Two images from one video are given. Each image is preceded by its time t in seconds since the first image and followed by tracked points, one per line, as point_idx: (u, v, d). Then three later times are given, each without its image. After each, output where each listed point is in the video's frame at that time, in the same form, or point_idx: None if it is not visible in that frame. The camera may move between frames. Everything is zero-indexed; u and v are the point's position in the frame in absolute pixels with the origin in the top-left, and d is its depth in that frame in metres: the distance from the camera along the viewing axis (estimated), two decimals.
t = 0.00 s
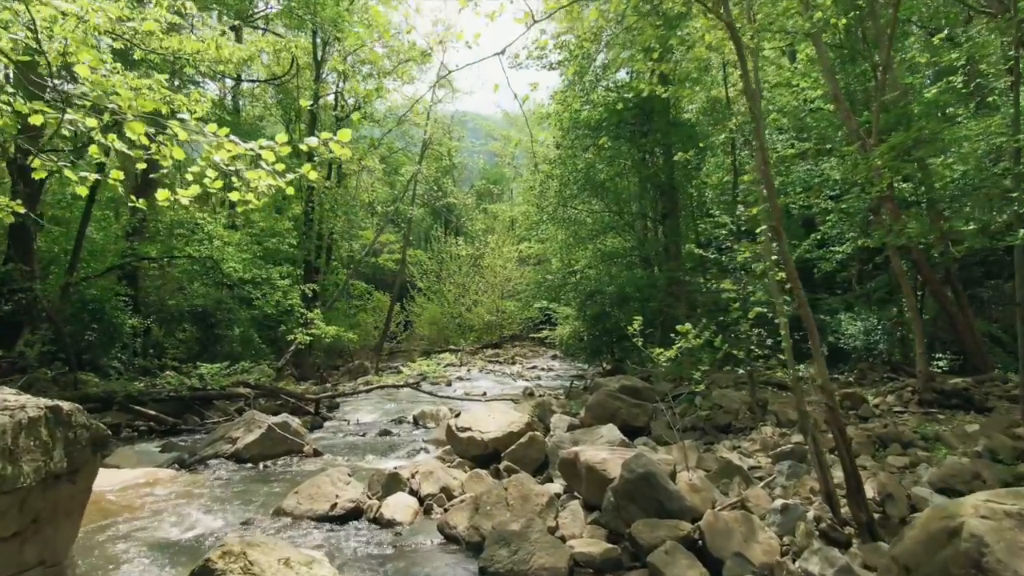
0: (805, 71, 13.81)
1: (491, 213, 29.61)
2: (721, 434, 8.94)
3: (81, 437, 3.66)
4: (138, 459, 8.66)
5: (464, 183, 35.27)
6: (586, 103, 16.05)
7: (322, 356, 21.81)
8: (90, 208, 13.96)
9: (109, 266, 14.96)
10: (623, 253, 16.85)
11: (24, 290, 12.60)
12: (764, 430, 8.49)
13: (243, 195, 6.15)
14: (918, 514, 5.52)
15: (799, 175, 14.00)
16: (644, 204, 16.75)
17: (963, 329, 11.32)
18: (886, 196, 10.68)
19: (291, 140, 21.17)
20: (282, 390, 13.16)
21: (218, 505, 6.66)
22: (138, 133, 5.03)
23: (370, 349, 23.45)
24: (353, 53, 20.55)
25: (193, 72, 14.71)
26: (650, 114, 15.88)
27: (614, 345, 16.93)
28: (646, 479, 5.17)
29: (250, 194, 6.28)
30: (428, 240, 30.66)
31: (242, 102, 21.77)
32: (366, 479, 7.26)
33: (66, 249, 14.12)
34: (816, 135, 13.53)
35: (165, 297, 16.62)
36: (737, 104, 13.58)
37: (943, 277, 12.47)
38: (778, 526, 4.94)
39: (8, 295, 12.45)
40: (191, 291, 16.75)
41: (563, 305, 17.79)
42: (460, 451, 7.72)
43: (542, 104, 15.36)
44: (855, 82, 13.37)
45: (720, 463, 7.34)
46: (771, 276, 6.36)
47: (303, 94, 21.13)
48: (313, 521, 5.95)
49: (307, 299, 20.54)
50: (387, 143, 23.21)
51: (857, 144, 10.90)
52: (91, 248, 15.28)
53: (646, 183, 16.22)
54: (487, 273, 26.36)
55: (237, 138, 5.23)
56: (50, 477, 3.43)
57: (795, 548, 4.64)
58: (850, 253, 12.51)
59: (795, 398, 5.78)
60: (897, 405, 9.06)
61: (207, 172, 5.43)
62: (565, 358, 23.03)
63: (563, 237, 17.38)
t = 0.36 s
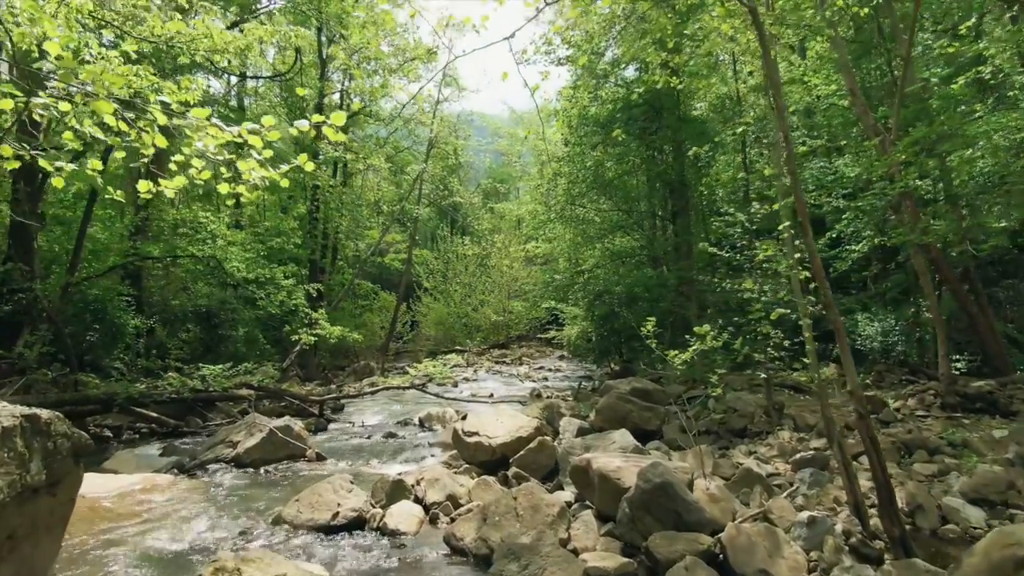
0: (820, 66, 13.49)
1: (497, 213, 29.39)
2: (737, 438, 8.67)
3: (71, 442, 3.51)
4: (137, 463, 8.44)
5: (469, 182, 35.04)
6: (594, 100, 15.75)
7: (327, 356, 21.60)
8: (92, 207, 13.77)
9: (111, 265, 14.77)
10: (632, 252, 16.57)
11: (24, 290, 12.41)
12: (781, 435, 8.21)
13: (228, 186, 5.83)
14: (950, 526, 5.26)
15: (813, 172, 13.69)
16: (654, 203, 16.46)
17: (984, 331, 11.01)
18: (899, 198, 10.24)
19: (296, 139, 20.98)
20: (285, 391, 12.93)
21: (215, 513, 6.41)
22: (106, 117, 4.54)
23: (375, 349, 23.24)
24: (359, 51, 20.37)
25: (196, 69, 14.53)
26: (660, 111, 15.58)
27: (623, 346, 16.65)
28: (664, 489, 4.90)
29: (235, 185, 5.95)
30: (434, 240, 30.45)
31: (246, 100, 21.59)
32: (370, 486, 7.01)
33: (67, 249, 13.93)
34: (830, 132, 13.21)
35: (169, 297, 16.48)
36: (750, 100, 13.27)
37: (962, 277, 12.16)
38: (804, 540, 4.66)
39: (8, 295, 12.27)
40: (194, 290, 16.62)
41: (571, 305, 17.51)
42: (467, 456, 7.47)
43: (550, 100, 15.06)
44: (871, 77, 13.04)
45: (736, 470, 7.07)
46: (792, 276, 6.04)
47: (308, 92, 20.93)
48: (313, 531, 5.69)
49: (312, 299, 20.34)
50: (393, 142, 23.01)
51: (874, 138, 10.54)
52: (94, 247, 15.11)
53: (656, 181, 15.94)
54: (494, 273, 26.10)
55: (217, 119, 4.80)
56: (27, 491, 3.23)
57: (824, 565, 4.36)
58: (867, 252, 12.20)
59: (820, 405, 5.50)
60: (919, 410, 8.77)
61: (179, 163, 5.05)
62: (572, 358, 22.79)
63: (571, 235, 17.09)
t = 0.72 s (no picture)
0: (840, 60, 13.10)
1: (508, 212, 29.17)
2: (755, 443, 8.38)
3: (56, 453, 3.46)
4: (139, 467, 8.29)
5: (479, 181, 34.83)
6: (606, 96, 15.45)
7: (336, 356, 21.45)
8: (97, 207, 13.64)
9: (118, 264, 14.67)
10: (643, 252, 16.31)
11: (28, 289, 12.31)
12: (802, 439, 7.92)
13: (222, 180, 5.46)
14: (987, 539, 4.95)
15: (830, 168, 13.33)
16: (667, 201, 16.14)
17: (1010, 332, 10.66)
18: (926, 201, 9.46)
19: (305, 138, 20.84)
20: (292, 393, 12.75)
21: (216, 520, 6.22)
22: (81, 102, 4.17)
23: (385, 349, 23.08)
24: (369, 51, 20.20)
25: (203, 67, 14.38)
26: (674, 107, 15.23)
27: (635, 346, 16.36)
28: (683, 500, 4.65)
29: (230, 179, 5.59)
30: (444, 239, 30.26)
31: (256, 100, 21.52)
32: (376, 492, 6.80)
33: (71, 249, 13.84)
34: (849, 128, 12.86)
35: (177, 297, 16.43)
36: (766, 94, 12.93)
37: (987, 277, 11.77)
38: (833, 555, 4.39)
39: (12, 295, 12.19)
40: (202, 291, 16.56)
41: (582, 305, 17.27)
42: (476, 461, 7.25)
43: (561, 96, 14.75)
44: (893, 71, 12.66)
45: (756, 477, 6.79)
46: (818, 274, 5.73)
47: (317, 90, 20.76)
48: (316, 541, 5.47)
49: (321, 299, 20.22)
50: (403, 142, 22.83)
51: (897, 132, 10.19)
52: (100, 246, 15.00)
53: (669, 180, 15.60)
54: (504, 273, 25.89)
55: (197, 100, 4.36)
56: (8, 504, 3.17)
57: None
58: (888, 251, 11.85)
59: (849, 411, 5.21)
60: (947, 414, 8.44)
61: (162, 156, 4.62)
62: (583, 359, 22.52)
63: (581, 234, 16.83)
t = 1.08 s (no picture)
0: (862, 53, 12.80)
1: (522, 211, 28.97)
2: (776, 448, 8.09)
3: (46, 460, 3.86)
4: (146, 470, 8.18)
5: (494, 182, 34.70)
6: (621, 93, 15.22)
7: (349, 357, 21.34)
8: (108, 206, 13.62)
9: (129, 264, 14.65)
10: (659, 251, 16.05)
11: (40, 289, 12.32)
12: (825, 444, 7.62)
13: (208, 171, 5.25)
14: None
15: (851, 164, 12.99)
16: (683, 200, 15.84)
17: None
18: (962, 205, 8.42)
19: (319, 138, 20.81)
20: (303, 394, 12.63)
21: (219, 526, 6.06)
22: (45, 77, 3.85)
23: (398, 349, 22.95)
24: (382, 50, 20.13)
25: (215, 67, 14.36)
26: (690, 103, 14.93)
27: (651, 347, 16.05)
28: (704, 511, 4.38)
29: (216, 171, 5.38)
30: (458, 240, 30.11)
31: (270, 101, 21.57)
32: (385, 498, 6.60)
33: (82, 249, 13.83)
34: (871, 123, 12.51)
35: (189, 297, 16.41)
36: (786, 89, 12.61)
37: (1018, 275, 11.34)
38: (866, 572, 4.10)
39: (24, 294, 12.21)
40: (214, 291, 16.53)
41: (596, 304, 17.03)
42: (488, 466, 7.03)
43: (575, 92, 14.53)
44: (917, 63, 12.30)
45: (779, 484, 6.50)
46: (846, 272, 5.44)
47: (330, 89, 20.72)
48: (320, 550, 5.29)
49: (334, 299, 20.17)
50: (416, 141, 22.72)
51: (923, 125, 9.84)
52: (112, 246, 14.98)
53: (685, 177, 15.31)
54: (517, 273, 25.69)
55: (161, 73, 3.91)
56: None
57: None
58: (913, 249, 11.48)
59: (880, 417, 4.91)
60: (978, 418, 8.09)
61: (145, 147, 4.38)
62: (598, 360, 22.23)
63: (595, 233, 16.61)
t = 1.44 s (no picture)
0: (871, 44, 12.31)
1: (522, 211, 28.74)
2: (782, 451, 7.86)
3: (8, 468, 4.46)
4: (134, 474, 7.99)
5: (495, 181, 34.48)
6: (622, 89, 15.00)
7: (347, 356, 21.13)
8: (100, 204, 13.40)
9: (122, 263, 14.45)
10: (660, 250, 15.85)
11: (31, 288, 12.12)
12: (833, 448, 7.39)
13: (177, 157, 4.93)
14: None
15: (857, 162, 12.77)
16: (686, 198, 15.61)
17: None
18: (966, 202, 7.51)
19: (317, 136, 20.60)
20: (298, 395, 12.43)
21: (206, 533, 5.86)
22: None
23: (397, 349, 22.74)
24: (380, 47, 19.92)
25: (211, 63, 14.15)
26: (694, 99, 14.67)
27: (652, 347, 15.86)
28: (713, 522, 4.15)
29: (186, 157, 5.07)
30: (458, 239, 29.89)
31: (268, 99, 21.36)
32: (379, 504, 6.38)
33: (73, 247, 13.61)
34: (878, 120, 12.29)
35: (184, 296, 16.22)
36: (792, 85, 12.37)
37: None
38: None
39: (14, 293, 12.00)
40: (209, 290, 16.32)
41: (597, 304, 16.84)
42: (486, 471, 6.80)
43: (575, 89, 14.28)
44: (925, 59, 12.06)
45: (786, 490, 6.28)
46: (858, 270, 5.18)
47: (328, 88, 20.50)
48: (309, 560, 5.07)
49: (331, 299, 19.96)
50: (415, 140, 22.50)
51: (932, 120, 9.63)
52: (105, 245, 14.78)
53: (688, 175, 15.07)
54: (517, 272, 25.46)
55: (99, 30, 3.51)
56: None
57: None
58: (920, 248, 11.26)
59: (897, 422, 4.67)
60: (990, 421, 7.86)
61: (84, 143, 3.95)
62: (599, 360, 22.03)
63: (596, 232, 16.40)
